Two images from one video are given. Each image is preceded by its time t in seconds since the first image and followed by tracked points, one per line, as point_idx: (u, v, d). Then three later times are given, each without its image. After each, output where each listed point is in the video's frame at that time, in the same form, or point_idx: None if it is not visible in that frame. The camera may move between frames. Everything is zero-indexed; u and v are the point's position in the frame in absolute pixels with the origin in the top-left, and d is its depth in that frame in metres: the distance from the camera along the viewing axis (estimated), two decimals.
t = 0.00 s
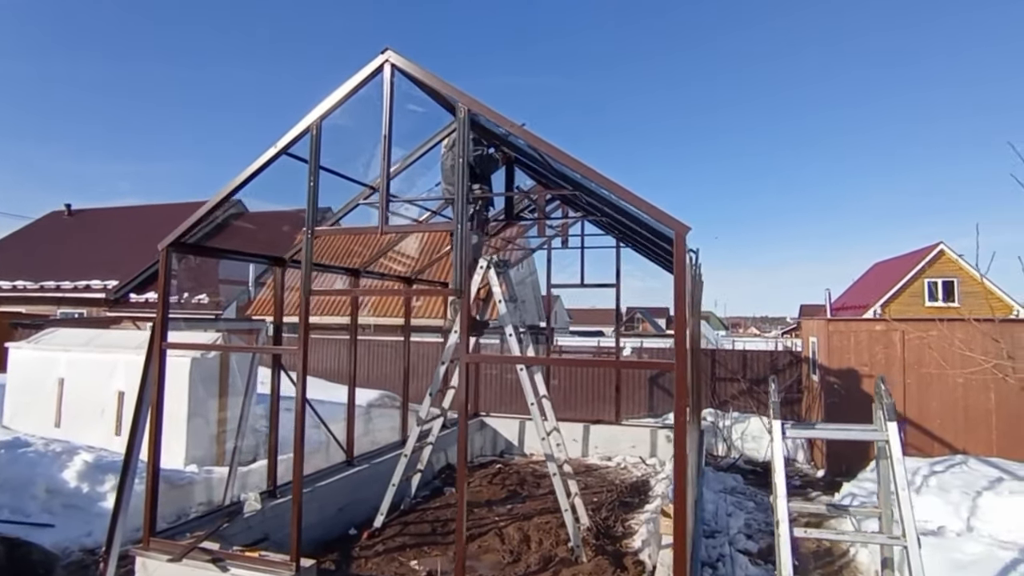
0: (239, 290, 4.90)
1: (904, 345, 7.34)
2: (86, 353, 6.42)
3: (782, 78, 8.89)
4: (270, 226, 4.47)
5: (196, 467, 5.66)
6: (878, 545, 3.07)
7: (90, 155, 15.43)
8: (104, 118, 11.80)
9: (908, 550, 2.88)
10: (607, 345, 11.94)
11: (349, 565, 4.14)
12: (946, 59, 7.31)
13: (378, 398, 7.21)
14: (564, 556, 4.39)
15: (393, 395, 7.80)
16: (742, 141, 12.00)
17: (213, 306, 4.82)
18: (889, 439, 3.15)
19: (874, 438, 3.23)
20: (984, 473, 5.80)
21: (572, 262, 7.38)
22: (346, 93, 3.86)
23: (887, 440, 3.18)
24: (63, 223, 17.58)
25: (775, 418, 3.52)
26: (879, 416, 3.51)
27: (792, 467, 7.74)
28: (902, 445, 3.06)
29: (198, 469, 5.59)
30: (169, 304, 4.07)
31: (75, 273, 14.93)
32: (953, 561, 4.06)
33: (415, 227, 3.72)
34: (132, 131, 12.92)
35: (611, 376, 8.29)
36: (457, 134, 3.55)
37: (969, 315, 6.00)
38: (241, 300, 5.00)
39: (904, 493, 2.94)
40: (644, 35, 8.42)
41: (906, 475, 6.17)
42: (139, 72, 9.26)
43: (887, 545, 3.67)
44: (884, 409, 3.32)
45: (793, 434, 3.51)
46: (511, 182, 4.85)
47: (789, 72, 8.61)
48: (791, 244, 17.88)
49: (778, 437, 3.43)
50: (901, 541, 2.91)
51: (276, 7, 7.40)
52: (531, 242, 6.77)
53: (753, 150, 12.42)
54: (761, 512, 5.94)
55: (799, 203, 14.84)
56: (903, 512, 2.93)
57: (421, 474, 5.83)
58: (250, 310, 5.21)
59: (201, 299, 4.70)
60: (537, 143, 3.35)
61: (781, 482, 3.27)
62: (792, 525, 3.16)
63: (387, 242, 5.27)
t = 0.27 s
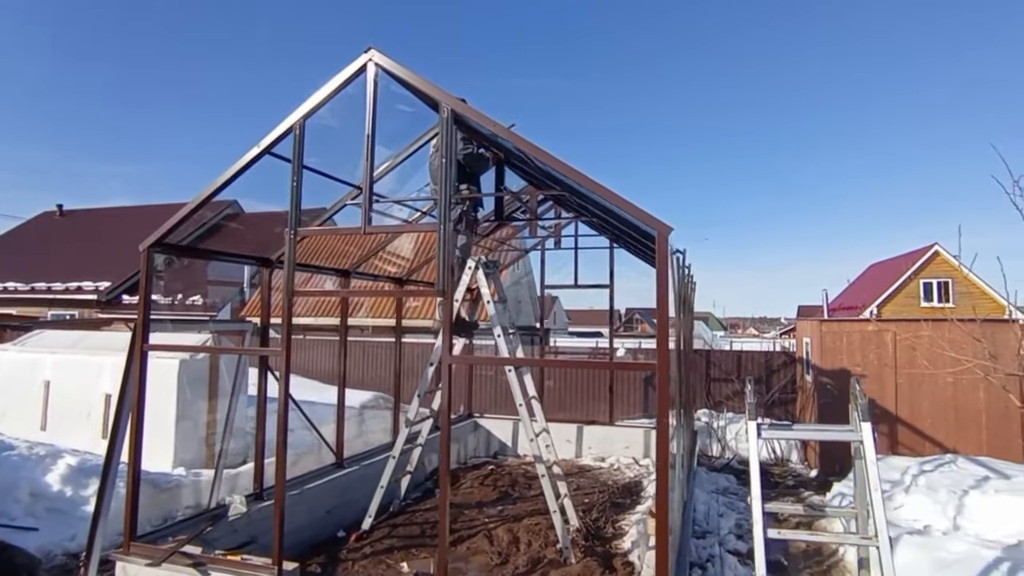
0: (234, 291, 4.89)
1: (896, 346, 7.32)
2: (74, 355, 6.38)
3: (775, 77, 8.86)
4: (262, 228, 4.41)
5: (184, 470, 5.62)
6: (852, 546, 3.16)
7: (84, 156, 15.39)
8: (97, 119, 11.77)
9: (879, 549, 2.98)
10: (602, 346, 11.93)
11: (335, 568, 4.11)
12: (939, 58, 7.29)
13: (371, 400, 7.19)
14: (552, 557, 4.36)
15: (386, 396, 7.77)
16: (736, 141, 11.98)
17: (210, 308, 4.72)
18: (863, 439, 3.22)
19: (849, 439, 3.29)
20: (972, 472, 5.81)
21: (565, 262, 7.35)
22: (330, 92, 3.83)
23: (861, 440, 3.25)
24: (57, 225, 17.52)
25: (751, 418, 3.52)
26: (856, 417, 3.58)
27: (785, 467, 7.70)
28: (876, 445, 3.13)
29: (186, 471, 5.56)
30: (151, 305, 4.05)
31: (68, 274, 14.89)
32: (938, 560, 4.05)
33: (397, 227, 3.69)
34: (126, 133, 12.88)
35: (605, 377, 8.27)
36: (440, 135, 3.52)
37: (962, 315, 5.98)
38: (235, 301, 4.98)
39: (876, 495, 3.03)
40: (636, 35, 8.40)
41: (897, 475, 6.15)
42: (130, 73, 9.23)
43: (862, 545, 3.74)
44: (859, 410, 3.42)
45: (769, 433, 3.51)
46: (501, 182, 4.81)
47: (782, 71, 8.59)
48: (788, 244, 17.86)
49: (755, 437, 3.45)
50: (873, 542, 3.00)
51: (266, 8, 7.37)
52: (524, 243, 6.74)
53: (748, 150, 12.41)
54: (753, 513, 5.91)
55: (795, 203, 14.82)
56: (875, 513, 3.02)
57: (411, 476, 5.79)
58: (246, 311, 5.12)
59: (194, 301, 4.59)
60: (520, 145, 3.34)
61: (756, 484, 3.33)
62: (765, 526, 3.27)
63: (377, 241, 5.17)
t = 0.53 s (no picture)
0: (220, 296, 4.87)
1: (880, 345, 7.41)
2: (57, 359, 6.32)
3: (761, 79, 8.90)
4: (242, 229, 4.36)
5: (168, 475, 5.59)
6: (817, 544, 3.33)
7: (71, 158, 15.27)
8: (83, 122, 11.69)
9: (845, 546, 3.13)
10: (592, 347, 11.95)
11: (317, 572, 4.09)
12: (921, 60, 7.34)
13: (358, 402, 7.17)
14: (535, 559, 4.37)
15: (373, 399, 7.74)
16: (725, 142, 12.04)
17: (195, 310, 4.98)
18: (829, 436, 3.37)
19: (814, 434, 3.45)
20: (953, 470, 5.86)
21: (552, 264, 7.36)
22: (307, 92, 3.81)
23: (828, 437, 3.39)
24: (44, 228, 17.38)
25: (719, 416, 3.52)
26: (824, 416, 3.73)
27: (772, 467, 7.73)
28: (841, 442, 3.28)
29: (170, 476, 5.51)
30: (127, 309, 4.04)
31: (55, 278, 14.78)
32: (915, 558, 4.09)
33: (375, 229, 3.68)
34: (112, 135, 12.80)
35: (593, 377, 8.28)
36: (417, 135, 3.52)
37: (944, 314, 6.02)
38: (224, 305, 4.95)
39: (840, 490, 3.16)
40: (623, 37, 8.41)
41: (881, 474, 6.20)
42: (116, 75, 9.17)
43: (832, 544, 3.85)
44: (827, 409, 3.58)
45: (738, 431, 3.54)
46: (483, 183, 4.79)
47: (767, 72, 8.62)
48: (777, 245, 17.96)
49: (725, 431, 3.51)
50: (838, 540, 3.16)
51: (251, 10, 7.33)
52: (511, 244, 6.75)
53: (736, 151, 12.46)
54: (738, 514, 5.93)
55: (783, 205, 14.90)
56: (840, 510, 3.16)
57: (396, 479, 5.78)
58: (232, 317, 4.95)
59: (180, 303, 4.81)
60: (496, 143, 3.34)
61: (723, 481, 3.33)
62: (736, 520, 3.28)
63: (362, 242, 5.18)
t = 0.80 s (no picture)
0: (216, 303, 4.82)
1: (876, 339, 7.45)
2: (54, 368, 6.33)
3: (752, 77, 8.93)
4: (238, 236, 4.44)
5: (167, 481, 5.63)
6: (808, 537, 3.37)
7: (65, 167, 15.27)
8: (77, 131, 11.70)
9: (834, 540, 3.18)
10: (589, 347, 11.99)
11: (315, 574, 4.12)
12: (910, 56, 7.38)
13: (355, 406, 7.19)
14: (533, 558, 4.39)
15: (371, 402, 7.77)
16: (718, 140, 12.09)
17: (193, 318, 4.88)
18: (819, 430, 3.41)
19: (803, 428, 3.50)
20: (949, 462, 5.90)
21: (546, 263, 7.40)
22: (293, 96, 3.84)
23: (818, 431, 3.43)
24: (40, 238, 17.36)
25: (709, 414, 3.55)
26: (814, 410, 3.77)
27: (769, 463, 7.77)
28: (830, 436, 3.32)
29: (168, 482, 5.53)
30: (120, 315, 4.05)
31: (51, 287, 14.77)
32: (910, 550, 4.12)
33: (366, 232, 3.71)
34: (106, 143, 12.80)
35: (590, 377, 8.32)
36: (404, 136, 3.55)
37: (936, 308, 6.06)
38: (223, 312, 4.89)
39: (831, 484, 3.19)
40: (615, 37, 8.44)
41: (878, 469, 6.23)
42: (108, 84, 9.18)
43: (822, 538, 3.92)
44: (816, 403, 3.62)
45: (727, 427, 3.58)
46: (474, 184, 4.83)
47: (759, 70, 8.66)
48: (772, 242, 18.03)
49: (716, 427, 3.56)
50: (828, 533, 3.21)
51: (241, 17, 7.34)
52: (506, 245, 6.78)
53: (730, 149, 12.50)
54: (735, 511, 5.96)
55: (778, 201, 14.95)
56: (829, 504, 3.21)
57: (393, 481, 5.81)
58: (229, 324, 4.91)
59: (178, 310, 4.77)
60: (482, 143, 3.38)
61: (716, 477, 3.35)
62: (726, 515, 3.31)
63: (357, 244, 5.24)
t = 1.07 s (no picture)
0: (210, 297, 4.78)
1: (869, 329, 7.48)
2: (50, 363, 6.35)
3: (745, 70, 8.95)
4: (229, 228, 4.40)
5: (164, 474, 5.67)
6: (796, 523, 3.43)
7: (57, 162, 15.18)
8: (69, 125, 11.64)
9: (821, 525, 3.25)
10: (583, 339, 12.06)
11: (311, 564, 4.17)
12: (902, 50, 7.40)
13: (350, 399, 7.23)
14: (526, 548, 4.45)
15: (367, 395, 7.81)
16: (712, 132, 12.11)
17: (189, 313, 4.78)
18: (806, 418, 3.46)
19: (790, 417, 3.56)
20: (939, 452, 5.97)
21: (539, 255, 7.44)
22: (283, 90, 3.85)
23: (805, 420, 3.49)
24: (33, 234, 17.28)
25: (698, 404, 3.59)
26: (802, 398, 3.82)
27: (762, 453, 7.86)
28: (817, 425, 3.38)
29: (166, 474, 5.57)
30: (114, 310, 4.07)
31: (46, 283, 14.73)
32: (899, 537, 4.19)
33: (358, 225, 3.73)
34: (98, 138, 12.73)
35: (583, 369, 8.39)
36: (395, 129, 3.57)
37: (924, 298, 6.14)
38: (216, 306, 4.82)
39: (818, 471, 3.25)
40: (608, 31, 8.44)
41: (869, 458, 6.31)
42: (100, 79, 9.13)
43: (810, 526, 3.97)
44: (803, 392, 3.68)
45: (715, 416, 3.63)
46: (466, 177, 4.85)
47: (752, 63, 8.67)
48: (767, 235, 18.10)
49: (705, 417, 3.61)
50: (815, 519, 3.28)
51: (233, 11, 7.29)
52: (500, 237, 6.84)
53: (724, 142, 12.53)
54: (726, 500, 6.03)
55: (772, 194, 15.00)
56: (816, 491, 3.27)
57: (388, 472, 5.87)
58: (223, 318, 4.85)
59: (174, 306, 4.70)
60: (474, 136, 3.40)
61: (705, 467, 3.40)
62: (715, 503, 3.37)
63: (350, 237, 5.26)
